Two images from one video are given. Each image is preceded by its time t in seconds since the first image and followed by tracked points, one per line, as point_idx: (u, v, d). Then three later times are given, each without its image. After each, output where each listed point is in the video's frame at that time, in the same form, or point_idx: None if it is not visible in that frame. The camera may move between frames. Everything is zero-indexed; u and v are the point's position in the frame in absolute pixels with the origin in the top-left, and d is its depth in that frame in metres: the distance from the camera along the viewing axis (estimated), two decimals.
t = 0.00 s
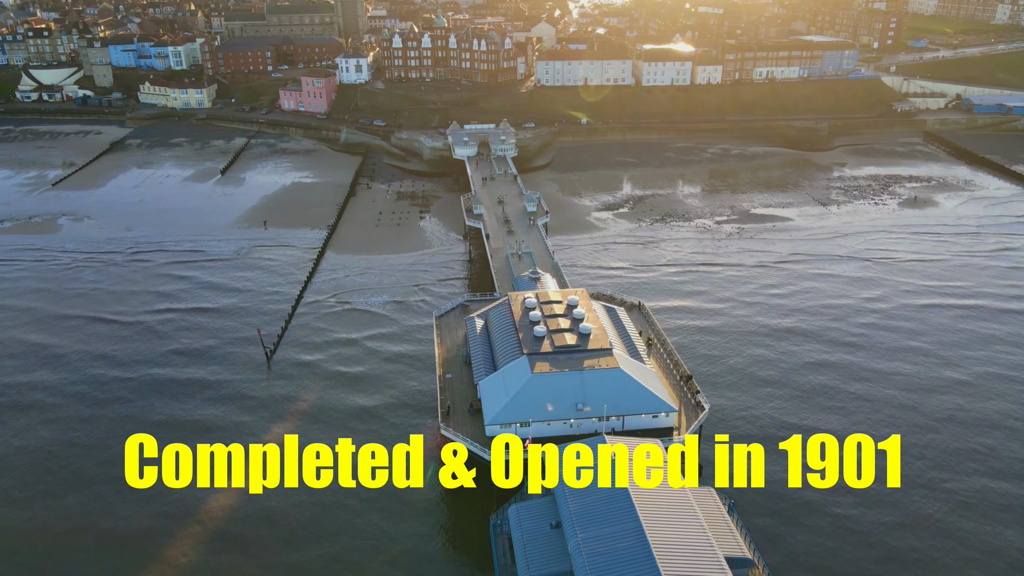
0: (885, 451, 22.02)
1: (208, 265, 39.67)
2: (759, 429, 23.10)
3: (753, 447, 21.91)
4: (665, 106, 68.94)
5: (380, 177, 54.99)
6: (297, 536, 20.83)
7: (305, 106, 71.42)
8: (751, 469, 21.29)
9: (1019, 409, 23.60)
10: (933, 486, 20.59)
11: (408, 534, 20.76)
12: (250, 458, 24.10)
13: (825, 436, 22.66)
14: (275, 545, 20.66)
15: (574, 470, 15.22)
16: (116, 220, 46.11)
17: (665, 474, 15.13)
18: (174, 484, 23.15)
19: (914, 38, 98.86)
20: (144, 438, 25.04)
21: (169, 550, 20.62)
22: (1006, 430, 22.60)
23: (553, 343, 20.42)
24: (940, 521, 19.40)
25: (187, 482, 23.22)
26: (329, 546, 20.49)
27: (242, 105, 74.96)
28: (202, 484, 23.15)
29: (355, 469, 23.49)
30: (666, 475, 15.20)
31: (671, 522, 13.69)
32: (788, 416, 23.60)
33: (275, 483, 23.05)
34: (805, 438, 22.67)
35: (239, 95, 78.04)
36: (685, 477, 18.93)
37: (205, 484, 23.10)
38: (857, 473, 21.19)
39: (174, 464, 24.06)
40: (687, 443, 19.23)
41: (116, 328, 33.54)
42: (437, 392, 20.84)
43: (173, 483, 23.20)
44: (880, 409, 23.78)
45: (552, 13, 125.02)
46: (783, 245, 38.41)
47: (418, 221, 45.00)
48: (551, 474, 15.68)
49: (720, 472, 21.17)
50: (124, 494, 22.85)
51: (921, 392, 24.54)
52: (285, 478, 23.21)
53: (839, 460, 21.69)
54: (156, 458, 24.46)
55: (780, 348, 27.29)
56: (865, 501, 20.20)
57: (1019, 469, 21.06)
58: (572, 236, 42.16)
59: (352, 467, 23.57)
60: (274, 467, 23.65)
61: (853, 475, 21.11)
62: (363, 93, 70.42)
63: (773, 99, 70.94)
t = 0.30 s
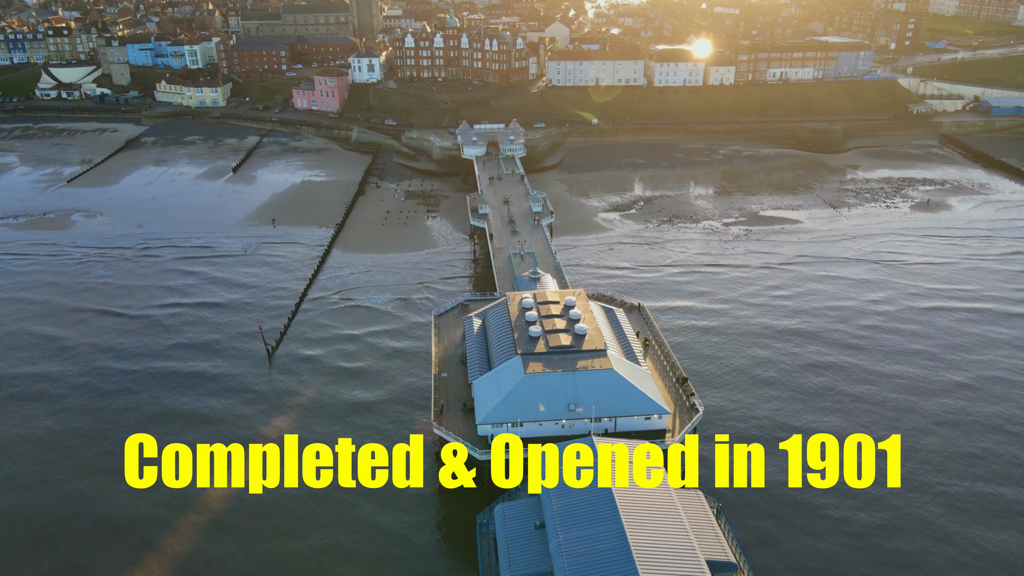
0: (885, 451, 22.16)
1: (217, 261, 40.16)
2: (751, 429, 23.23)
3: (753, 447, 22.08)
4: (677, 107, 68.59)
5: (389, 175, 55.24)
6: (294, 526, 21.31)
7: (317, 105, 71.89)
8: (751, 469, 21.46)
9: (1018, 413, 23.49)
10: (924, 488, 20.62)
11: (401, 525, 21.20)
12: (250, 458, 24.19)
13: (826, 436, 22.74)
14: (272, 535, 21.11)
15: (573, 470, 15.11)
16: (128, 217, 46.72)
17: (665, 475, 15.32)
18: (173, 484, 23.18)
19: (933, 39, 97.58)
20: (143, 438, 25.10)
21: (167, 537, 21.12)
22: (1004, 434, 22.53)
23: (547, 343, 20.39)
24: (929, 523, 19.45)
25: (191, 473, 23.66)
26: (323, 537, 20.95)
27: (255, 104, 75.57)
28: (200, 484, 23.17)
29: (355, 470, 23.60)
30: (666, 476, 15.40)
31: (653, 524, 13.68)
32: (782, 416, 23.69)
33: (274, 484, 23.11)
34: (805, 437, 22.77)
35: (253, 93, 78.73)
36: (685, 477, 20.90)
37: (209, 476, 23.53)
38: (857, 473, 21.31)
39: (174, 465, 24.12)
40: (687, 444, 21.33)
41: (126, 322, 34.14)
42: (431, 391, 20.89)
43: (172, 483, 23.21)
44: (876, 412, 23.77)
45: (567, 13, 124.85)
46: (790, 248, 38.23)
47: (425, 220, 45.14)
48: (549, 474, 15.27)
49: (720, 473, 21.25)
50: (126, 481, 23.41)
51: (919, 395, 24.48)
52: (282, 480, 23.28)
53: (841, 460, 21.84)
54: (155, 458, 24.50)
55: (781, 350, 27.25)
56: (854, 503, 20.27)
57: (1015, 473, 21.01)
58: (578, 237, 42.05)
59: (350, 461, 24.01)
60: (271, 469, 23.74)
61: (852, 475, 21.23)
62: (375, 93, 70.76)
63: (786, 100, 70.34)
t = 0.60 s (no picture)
0: (885, 451, 22.32)
1: (226, 257, 40.63)
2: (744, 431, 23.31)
3: (753, 447, 22.27)
4: (689, 107, 68.17)
5: (399, 175, 55.50)
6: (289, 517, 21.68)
7: (330, 104, 72.38)
8: (751, 469, 21.72)
9: (1017, 419, 23.34)
10: (916, 493, 20.61)
11: (395, 519, 21.51)
12: (250, 458, 24.26)
13: (825, 436, 22.96)
14: (267, 526, 21.51)
15: (573, 469, 15.03)
16: (139, 214, 47.31)
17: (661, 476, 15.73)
18: (173, 484, 23.25)
19: (952, 41, 96.20)
20: (143, 438, 25.10)
21: (166, 526, 21.58)
22: (1001, 440, 22.43)
23: (542, 343, 20.37)
24: (919, 528, 19.45)
25: (194, 465, 24.09)
26: (318, 529, 21.29)
27: (269, 103, 76.21)
28: (200, 484, 23.22)
29: (355, 470, 23.69)
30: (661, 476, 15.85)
31: (636, 527, 13.67)
32: (776, 419, 23.79)
33: (275, 484, 23.18)
34: (805, 438, 22.95)
35: (267, 92, 79.40)
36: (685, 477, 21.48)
37: (211, 468, 23.95)
38: (857, 473, 21.48)
39: (174, 465, 24.18)
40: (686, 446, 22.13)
41: (135, 316, 34.70)
42: (426, 389, 20.95)
43: (172, 483, 23.27)
44: (872, 416, 23.75)
45: (582, 13, 124.65)
46: (796, 252, 38.05)
47: (432, 219, 45.30)
48: (548, 473, 15.15)
49: (720, 472, 21.57)
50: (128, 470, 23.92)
51: (916, 399, 24.41)
52: (282, 480, 23.35)
53: (842, 460, 21.98)
54: (156, 458, 24.55)
55: (781, 353, 27.24)
56: (845, 507, 20.29)
57: (1010, 480, 20.91)
58: (584, 237, 41.95)
59: (348, 455, 24.35)
60: (272, 469, 23.82)
61: (853, 475, 21.41)
62: (387, 92, 71.09)
63: (800, 101, 69.73)
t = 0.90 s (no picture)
0: (886, 451, 22.34)
1: (234, 253, 41.09)
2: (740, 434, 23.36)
3: (753, 446, 22.22)
4: (701, 108, 67.79)
5: (408, 174, 55.73)
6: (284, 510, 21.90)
7: (342, 103, 72.81)
8: (751, 469, 21.69)
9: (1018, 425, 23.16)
10: (909, 497, 20.52)
11: (390, 513, 21.78)
12: (250, 458, 24.34)
13: (827, 436, 22.97)
14: (265, 518, 21.88)
15: (573, 468, 15.08)
16: (151, 211, 47.88)
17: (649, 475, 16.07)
18: (173, 485, 23.32)
19: (972, 42, 94.82)
20: (144, 438, 25.16)
21: (166, 516, 22.05)
22: (999, 445, 22.32)
23: (536, 343, 20.38)
24: (911, 532, 19.41)
25: (196, 456, 24.53)
26: (314, 522, 21.62)
27: (283, 102, 76.87)
28: (200, 484, 23.31)
29: (355, 470, 23.78)
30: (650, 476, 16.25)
31: (617, 529, 13.65)
32: (771, 421, 23.80)
33: (272, 484, 23.29)
34: (806, 438, 22.94)
35: (281, 91, 80.10)
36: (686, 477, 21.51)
37: (212, 459, 24.36)
38: (857, 473, 21.50)
39: (174, 465, 24.24)
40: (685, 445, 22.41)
41: (143, 309, 35.24)
42: (421, 387, 21.06)
43: (172, 483, 23.35)
44: (869, 421, 23.69)
45: (598, 14, 124.40)
46: (802, 254, 37.81)
47: (439, 218, 45.42)
48: (548, 473, 15.09)
49: (720, 472, 21.50)
50: (130, 461, 24.41)
51: (915, 403, 24.30)
52: (281, 479, 23.43)
53: (843, 460, 22.01)
54: (156, 459, 24.61)
55: (781, 356, 27.17)
56: (838, 510, 20.24)
57: (1008, 486, 20.78)
58: (590, 238, 41.87)
59: (346, 449, 24.65)
60: (271, 468, 23.91)
61: (852, 475, 21.43)
62: (399, 92, 71.41)
63: (814, 103, 69.11)
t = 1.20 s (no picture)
0: (881, 451, 22.26)
1: (242, 249, 41.49)
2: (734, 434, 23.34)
3: (750, 447, 22.01)
4: (712, 109, 67.38)
5: (417, 173, 55.97)
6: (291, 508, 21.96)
7: (355, 102, 73.20)
8: (748, 470, 21.59)
9: (1015, 431, 23.00)
10: (903, 500, 20.38)
11: (386, 508, 22.00)
12: (254, 459, 24.28)
13: (823, 437, 22.92)
14: (262, 509, 22.19)
15: (572, 469, 15.30)
16: (161, 208, 48.40)
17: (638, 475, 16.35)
18: (178, 484, 23.30)
19: (993, 43, 93.26)
20: (148, 439, 25.16)
21: (164, 507, 22.43)
22: (995, 451, 22.16)
23: (530, 343, 20.37)
24: (902, 534, 19.31)
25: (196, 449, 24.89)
26: (308, 515, 21.92)
27: (296, 101, 77.48)
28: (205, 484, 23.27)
29: (357, 470, 23.70)
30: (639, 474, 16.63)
31: (598, 530, 13.65)
32: (767, 421, 23.67)
33: (276, 484, 23.26)
34: (803, 439, 22.91)
35: (294, 91, 80.73)
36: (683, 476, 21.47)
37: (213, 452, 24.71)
38: (852, 474, 21.44)
39: (179, 464, 24.21)
40: (683, 445, 22.39)
41: (151, 303, 35.72)
42: (415, 386, 21.12)
43: (177, 482, 23.27)
44: (865, 424, 23.57)
45: (613, 15, 124.08)
46: (808, 257, 37.55)
47: (445, 218, 45.52)
48: (548, 474, 15.11)
49: (718, 473, 21.39)
50: (130, 452, 24.84)
51: (913, 407, 24.18)
52: (287, 480, 23.41)
53: (837, 459, 21.99)
54: (160, 459, 24.62)
55: (780, 360, 27.08)
56: (832, 512, 20.17)
57: (1003, 491, 20.62)
58: (596, 238, 41.79)
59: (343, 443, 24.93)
60: (276, 468, 23.82)
61: (848, 475, 21.38)
62: (411, 92, 71.66)
63: (827, 104, 68.42)
